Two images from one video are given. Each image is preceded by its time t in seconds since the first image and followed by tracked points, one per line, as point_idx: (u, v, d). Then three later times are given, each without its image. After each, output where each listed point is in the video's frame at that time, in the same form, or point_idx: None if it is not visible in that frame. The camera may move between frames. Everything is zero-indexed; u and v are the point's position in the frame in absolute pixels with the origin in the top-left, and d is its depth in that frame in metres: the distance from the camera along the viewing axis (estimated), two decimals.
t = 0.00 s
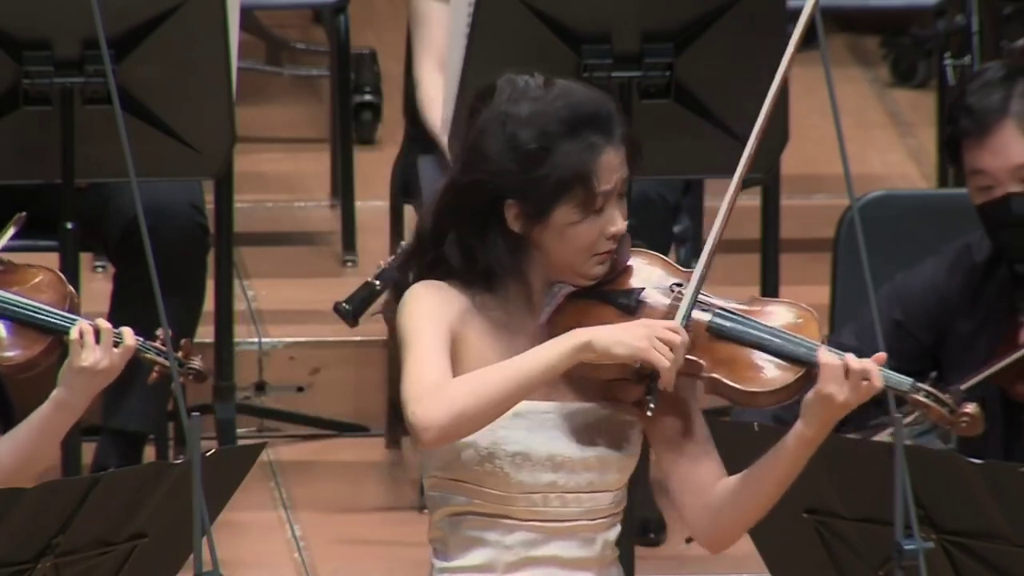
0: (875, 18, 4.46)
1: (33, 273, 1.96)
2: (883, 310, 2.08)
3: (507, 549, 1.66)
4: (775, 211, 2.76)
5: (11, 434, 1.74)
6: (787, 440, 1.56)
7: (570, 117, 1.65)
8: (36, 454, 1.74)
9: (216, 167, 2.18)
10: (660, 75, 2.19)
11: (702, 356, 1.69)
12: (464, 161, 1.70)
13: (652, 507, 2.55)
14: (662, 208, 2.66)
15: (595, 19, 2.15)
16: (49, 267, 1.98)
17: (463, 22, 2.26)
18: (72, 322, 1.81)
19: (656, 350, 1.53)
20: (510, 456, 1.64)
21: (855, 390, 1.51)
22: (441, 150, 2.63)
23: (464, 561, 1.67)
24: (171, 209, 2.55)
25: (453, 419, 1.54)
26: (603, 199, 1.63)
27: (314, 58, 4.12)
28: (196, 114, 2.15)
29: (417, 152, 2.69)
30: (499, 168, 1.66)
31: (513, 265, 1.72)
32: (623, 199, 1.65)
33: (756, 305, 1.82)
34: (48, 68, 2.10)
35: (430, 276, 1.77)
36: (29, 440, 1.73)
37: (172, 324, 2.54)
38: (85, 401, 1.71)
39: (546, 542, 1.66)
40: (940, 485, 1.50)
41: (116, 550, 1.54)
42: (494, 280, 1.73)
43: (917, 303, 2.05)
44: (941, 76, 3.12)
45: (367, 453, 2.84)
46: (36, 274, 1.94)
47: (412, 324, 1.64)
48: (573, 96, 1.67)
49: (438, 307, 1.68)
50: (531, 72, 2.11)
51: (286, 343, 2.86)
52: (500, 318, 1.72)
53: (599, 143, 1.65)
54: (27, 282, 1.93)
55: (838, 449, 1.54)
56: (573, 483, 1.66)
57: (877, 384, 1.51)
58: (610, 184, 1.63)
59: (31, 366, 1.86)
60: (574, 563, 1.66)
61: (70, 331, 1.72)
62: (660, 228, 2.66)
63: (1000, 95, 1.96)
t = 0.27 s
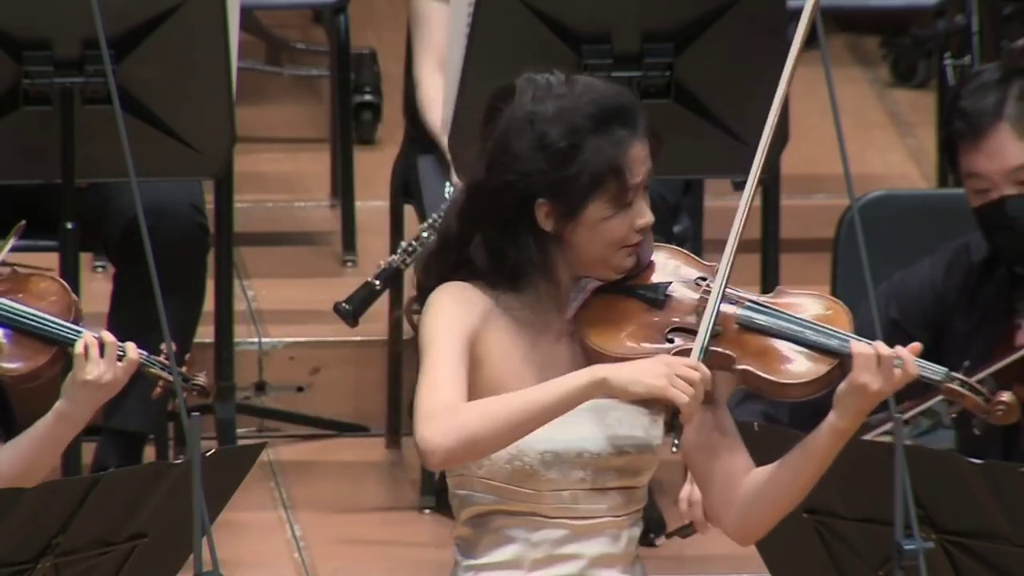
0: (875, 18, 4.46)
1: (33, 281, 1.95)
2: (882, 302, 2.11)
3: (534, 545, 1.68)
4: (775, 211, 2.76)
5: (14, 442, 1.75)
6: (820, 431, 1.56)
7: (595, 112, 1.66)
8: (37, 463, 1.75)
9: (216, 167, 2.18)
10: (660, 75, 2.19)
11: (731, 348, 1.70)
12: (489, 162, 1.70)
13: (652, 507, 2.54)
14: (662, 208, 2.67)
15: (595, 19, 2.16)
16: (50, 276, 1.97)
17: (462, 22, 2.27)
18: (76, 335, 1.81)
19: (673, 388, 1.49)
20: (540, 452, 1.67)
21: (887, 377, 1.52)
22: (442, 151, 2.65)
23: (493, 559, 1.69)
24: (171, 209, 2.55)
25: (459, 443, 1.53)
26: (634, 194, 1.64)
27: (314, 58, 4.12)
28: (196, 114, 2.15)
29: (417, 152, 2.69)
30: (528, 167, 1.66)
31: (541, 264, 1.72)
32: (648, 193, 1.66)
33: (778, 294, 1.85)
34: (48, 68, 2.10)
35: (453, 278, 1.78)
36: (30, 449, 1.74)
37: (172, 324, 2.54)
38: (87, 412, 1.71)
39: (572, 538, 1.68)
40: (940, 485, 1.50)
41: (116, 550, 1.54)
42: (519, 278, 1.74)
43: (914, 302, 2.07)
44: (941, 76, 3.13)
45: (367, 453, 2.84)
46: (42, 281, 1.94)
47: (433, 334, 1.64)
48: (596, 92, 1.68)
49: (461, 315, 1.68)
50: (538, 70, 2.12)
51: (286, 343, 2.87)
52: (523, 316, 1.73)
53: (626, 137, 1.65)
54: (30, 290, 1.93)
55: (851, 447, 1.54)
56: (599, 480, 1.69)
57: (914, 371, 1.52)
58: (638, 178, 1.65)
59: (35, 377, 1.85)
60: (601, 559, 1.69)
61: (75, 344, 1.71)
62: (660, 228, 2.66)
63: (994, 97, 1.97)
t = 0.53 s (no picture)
0: (876, 18, 4.46)
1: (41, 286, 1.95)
2: (884, 303, 2.10)
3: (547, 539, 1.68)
4: (775, 210, 2.76)
5: (21, 447, 1.76)
6: (827, 432, 1.51)
7: (611, 104, 1.66)
8: (42, 467, 1.76)
9: (216, 167, 2.17)
10: (660, 75, 2.19)
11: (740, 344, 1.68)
12: (505, 150, 1.70)
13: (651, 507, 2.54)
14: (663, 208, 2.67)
15: (595, 19, 2.16)
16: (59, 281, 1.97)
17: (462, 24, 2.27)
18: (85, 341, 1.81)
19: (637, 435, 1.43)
20: (552, 447, 1.65)
21: (895, 381, 1.46)
22: (442, 152, 2.64)
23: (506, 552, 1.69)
24: (171, 209, 2.55)
25: (418, 460, 1.53)
26: (646, 185, 1.64)
27: (314, 58, 4.12)
28: (196, 114, 2.15)
29: (416, 152, 2.68)
30: (540, 155, 1.66)
31: (553, 254, 1.72)
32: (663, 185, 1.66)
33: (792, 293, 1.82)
34: (48, 68, 2.10)
35: (470, 269, 1.78)
36: (35, 453, 1.75)
37: (172, 324, 2.54)
38: (94, 419, 1.72)
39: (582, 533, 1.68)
40: (940, 485, 1.50)
41: (116, 550, 1.54)
42: (532, 270, 1.73)
43: (919, 302, 2.07)
44: (941, 75, 3.13)
45: (367, 453, 2.84)
46: (49, 286, 1.95)
47: (433, 330, 1.64)
48: (614, 84, 1.68)
49: (468, 311, 1.67)
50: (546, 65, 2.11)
51: (286, 343, 2.87)
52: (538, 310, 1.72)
53: (639, 129, 1.65)
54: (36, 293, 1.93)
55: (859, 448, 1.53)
56: (613, 476, 1.66)
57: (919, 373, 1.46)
58: (651, 170, 1.64)
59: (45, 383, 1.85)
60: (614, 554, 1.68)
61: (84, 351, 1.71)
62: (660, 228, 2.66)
63: (1011, 101, 1.98)
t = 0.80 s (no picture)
0: (876, 18, 4.46)
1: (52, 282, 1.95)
2: (897, 303, 2.12)
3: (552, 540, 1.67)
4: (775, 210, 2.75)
5: (26, 444, 1.76)
6: (831, 433, 1.51)
7: (619, 99, 1.67)
8: (47, 465, 1.76)
9: (216, 167, 2.17)
10: (660, 75, 2.19)
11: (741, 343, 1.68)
12: (513, 144, 1.71)
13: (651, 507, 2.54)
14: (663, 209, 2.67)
15: (595, 20, 2.16)
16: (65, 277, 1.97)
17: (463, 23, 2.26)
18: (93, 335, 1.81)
19: (616, 485, 1.43)
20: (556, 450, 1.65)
21: (901, 385, 1.46)
22: (443, 152, 2.64)
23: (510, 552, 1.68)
24: (171, 209, 2.55)
25: (397, 474, 1.53)
26: (650, 181, 1.64)
27: (314, 58, 4.12)
28: (197, 114, 2.15)
29: (417, 153, 2.68)
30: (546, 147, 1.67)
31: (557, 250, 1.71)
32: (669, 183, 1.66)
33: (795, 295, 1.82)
34: (48, 68, 2.10)
35: (478, 266, 1.79)
36: (41, 448, 1.75)
37: (172, 324, 2.54)
38: (102, 416, 1.72)
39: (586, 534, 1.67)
40: (940, 485, 1.50)
41: (116, 550, 1.54)
42: (536, 268, 1.73)
43: (929, 301, 2.09)
44: (941, 75, 3.13)
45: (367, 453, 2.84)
46: (55, 281, 1.95)
47: (434, 336, 1.64)
48: (622, 81, 1.68)
49: (472, 318, 1.67)
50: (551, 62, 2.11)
51: (286, 344, 2.87)
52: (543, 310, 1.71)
53: (646, 125, 1.65)
54: (46, 291, 1.93)
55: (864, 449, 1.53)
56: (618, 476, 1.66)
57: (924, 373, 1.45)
58: (656, 166, 1.64)
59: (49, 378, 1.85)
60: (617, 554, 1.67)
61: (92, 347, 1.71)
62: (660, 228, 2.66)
63: None
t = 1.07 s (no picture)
0: (876, 18, 4.46)
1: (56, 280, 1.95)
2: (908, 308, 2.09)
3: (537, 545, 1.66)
4: (775, 210, 2.75)
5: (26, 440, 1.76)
6: (806, 433, 1.52)
7: (595, 107, 1.66)
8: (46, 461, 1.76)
9: (216, 167, 2.17)
10: (660, 75, 2.19)
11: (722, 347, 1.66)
12: (492, 151, 1.71)
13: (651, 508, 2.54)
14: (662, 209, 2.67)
15: (595, 20, 2.16)
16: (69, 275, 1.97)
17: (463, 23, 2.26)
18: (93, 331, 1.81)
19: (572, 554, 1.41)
20: (537, 456, 1.65)
21: (875, 384, 1.47)
22: (443, 152, 2.64)
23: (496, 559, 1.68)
24: (171, 209, 2.55)
25: (374, 512, 1.53)
26: (626, 189, 1.63)
27: (314, 58, 4.12)
28: (197, 114, 2.15)
29: (417, 153, 2.68)
30: (520, 157, 1.66)
31: (538, 260, 1.70)
32: (647, 190, 1.65)
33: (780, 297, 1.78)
34: (48, 68, 2.10)
35: (465, 274, 1.77)
36: (43, 445, 1.75)
37: (173, 324, 2.54)
38: (103, 411, 1.72)
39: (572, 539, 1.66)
40: (940, 485, 1.50)
41: (116, 550, 1.54)
42: (517, 276, 1.73)
43: (940, 307, 2.07)
44: (941, 76, 3.13)
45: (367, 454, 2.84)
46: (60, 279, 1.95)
47: (413, 369, 1.63)
48: (600, 88, 1.67)
49: (452, 346, 1.66)
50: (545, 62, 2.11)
51: (286, 344, 2.87)
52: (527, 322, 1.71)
53: (623, 133, 1.65)
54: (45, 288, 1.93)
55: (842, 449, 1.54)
56: (600, 482, 1.66)
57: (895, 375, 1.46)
58: (631, 173, 1.63)
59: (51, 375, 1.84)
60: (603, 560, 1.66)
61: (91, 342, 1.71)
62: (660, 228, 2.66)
63: None
